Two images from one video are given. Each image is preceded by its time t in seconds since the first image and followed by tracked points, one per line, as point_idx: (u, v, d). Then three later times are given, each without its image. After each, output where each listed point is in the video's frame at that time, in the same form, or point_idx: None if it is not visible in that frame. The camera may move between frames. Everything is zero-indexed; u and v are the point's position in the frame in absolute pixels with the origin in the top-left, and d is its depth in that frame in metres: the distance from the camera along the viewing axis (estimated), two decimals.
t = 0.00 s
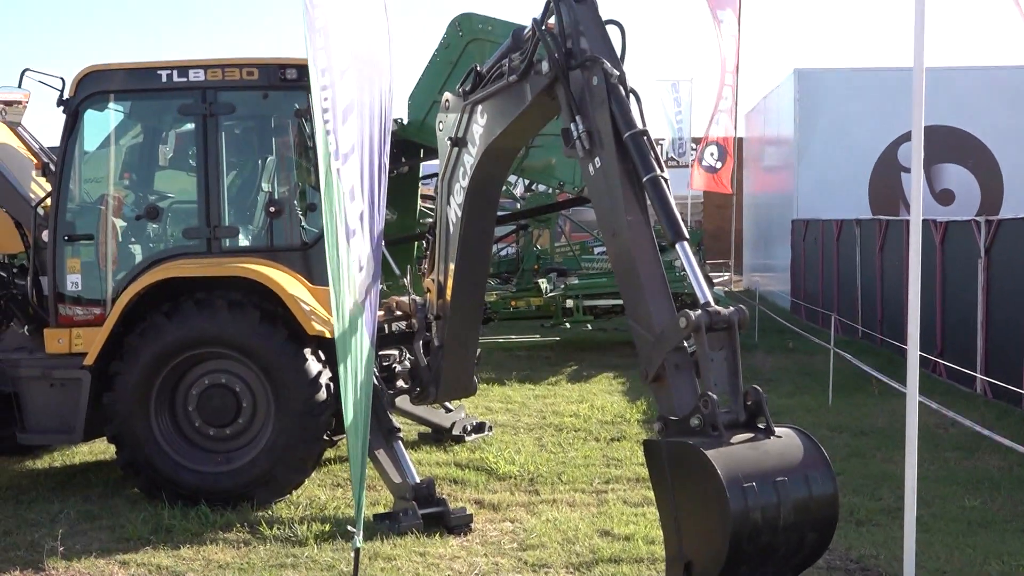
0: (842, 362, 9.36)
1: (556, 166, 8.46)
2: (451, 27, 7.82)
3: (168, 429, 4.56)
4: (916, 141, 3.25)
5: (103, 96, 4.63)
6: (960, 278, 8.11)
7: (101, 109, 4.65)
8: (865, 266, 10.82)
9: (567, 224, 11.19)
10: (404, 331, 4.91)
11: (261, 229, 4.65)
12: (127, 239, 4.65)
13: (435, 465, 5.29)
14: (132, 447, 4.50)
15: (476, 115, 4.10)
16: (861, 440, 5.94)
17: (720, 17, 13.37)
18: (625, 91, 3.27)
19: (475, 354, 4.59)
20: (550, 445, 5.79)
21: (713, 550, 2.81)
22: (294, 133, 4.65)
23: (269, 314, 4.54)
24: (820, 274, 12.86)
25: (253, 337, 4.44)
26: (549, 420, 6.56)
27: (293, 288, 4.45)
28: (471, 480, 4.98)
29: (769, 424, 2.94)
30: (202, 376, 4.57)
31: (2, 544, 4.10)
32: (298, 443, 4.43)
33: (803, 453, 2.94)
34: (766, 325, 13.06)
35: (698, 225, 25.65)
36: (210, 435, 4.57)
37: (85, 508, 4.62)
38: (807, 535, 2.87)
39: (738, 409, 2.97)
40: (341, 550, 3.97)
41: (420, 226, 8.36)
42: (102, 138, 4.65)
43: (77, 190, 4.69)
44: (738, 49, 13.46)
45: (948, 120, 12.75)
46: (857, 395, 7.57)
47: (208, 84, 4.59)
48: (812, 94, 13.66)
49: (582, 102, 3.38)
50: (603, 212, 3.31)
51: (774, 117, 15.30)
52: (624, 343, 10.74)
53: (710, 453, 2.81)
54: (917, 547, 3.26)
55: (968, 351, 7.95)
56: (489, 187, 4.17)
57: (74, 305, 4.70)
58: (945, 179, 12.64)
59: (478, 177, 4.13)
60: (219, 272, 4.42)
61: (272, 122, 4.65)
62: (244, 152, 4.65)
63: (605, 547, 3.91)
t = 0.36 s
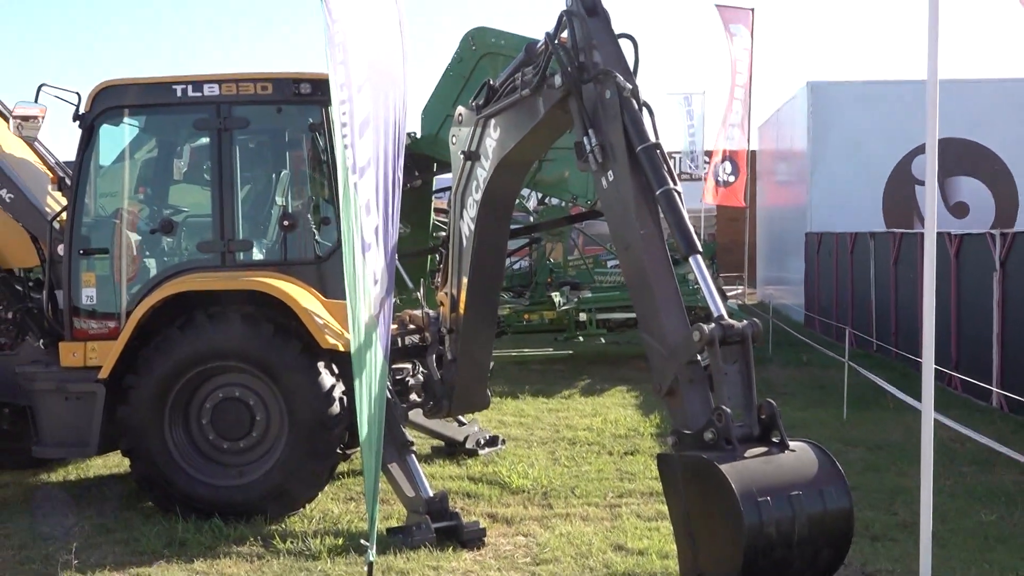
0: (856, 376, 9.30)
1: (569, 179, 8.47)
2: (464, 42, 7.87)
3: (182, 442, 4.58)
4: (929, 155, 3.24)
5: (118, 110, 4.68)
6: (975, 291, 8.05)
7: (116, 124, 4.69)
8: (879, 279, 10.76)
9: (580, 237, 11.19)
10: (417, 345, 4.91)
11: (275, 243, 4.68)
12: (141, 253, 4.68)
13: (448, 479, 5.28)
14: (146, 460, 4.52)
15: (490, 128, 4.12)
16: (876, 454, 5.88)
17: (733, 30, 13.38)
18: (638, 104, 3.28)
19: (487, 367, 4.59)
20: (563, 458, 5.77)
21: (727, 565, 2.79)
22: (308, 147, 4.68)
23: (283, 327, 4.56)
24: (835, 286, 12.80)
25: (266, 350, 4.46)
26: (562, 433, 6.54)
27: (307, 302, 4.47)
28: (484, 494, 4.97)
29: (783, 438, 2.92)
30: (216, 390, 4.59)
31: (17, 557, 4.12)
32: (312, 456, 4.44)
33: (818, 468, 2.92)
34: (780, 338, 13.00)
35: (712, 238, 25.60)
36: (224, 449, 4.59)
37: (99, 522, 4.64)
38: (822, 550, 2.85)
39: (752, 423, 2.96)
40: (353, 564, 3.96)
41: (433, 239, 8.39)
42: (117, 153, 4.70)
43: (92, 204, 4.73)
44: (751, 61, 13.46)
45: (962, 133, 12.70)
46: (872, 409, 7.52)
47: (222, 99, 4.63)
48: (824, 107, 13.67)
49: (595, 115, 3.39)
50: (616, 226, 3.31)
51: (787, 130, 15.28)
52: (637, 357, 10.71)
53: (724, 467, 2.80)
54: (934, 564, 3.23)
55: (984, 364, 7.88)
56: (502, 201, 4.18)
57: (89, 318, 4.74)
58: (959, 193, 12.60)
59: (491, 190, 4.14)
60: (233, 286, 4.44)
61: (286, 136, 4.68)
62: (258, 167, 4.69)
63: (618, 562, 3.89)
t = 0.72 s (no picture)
0: (873, 388, 9.23)
1: (584, 191, 8.48)
2: (479, 54, 7.90)
3: (197, 453, 4.60)
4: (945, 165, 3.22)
5: (135, 123, 4.72)
6: (993, 303, 7.98)
7: (133, 137, 4.73)
8: (896, 290, 10.69)
9: (595, 248, 11.19)
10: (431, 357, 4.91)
11: (291, 254, 4.70)
12: (158, 265, 4.71)
13: (463, 491, 5.27)
14: (162, 472, 4.53)
15: (504, 141, 4.13)
16: (893, 466, 5.83)
17: (748, 41, 13.38)
18: (653, 116, 3.28)
19: (503, 379, 4.60)
20: (579, 470, 5.76)
21: None
22: (323, 159, 4.71)
23: (298, 339, 4.58)
24: (850, 298, 12.73)
25: (282, 362, 4.48)
26: (577, 445, 6.53)
27: (322, 314, 4.49)
28: (499, 506, 4.96)
29: (800, 450, 2.91)
30: (232, 401, 4.61)
31: (34, 568, 4.15)
32: (327, 468, 4.46)
33: (835, 480, 2.90)
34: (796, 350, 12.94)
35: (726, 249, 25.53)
36: (239, 461, 4.60)
37: (115, 533, 4.66)
38: (839, 564, 2.82)
39: (768, 435, 2.94)
40: None
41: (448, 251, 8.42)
42: (134, 165, 4.74)
43: (109, 217, 4.78)
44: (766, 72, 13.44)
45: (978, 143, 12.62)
46: (889, 421, 7.46)
47: (239, 112, 4.66)
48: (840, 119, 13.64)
49: (610, 127, 3.40)
50: (632, 237, 3.31)
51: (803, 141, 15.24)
52: (652, 369, 10.69)
53: (740, 479, 2.79)
54: None
55: (1002, 376, 7.81)
56: (517, 212, 4.19)
57: (105, 330, 4.77)
58: (975, 205, 12.57)
59: (506, 202, 4.15)
60: (249, 298, 4.47)
61: (302, 148, 4.72)
62: (274, 179, 4.72)
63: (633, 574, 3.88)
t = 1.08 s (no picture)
0: (891, 395, 9.16)
1: (600, 198, 8.49)
2: (495, 61, 7.92)
3: (215, 459, 4.62)
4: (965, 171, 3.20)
5: (153, 131, 4.76)
6: (1013, 309, 7.90)
7: (151, 145, 4.77)
8: (914, 297, 10.61)
9: (611, 255, 11.19)
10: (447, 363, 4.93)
11: (308, 262, 4.73)
12: (176, 272, 4.75)
13: (480, 498, 5.27)
14: (180, 478, 4.56)
15: (521, 148, 4.15)
16: (912, 474, 5.78)
17: (765, 48, 13.35)
18: (669, 123, 3.28)
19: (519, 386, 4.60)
20: (595, 478, 5.75)
21: None
22: (340, 167, 4.74)
23: (315, 346, 4.61)
24: (868, 305, 12.64)
25: (300, 369, 4.50)
26: (594, 452, 6.52)
27: (339, 321, 4.51)
28: (515, 513, 4.96)
29: (818, 458, 2.89)
30: (249, 408, 4.63)
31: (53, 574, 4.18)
32: (343, 475, 4.47)
33: (853, 488, 2.88)
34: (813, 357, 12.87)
35: (743, 255, 25.43)
36: (256, 467, 4.63)
37: (133, 539, 4.70)
38: (858, 573, 2.80)
39: (786, 442, 2.93)
40: None
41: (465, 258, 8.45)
42: (152, 173, 4.78)
43: (127, 224, 4.81)
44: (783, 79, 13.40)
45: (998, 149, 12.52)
46: (908, 428, 7.39)
47: (256, 120, 4.70)
48: (857, 125, 13.58)
49: (627, 134, 3.40)
50: (648, 244, 3.31)
51: (820, 148, 15.16)
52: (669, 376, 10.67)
53: (757, 487, 2.78)
54: None
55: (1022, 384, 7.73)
56: (534, 219, 4.19)
57: (124, 338, 4.81)
58: (994, 211, 12.45)
59: (523, 209, 4.15)
60: (267, 305, 4.50)
61: (319, 156, 4.75)
62: (291, 187, 4.75)
63: None
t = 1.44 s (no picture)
0: (906, 402, 9.10)
1: (614, 205, 8.49)
2: (509, 67, 7.94)
3: (229, 466, 4.64)
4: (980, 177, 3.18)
5: (168, 139, 4.78)
6: None
7: (166, 152, 4.80)
8: (929, 304, 10.54)
9: (625, 261, 11.18)
10: (462, 370, 4.88)
11: (322, 269, 4.75)
12: (191, 279, 4.78)
13: (493, 505, 5.27)
14: (194, 485, 4.57)
15: (535, 154, 4.15)
16: (927, 481, 5.74)
17: (779, 54, 13.33)
18: (683, 129, 3.27)
19: (533, 393, 4.61)
20: (609, 484, 5.73)
21: None
22: (355, 174, 4.76)
23: (330, 353, 4.62)
24: (883, 311, 12.57)
25: (315, 376, 4.52)
26: (608, 459, 6.50)
27: (353, 327, 4.53)
28: (529, 520, 4.95)
29: (833, 465, 2.88)
30: (263, 414, 4.65)
31: None
32: (357, 482, 4.48)
33: (869, 494, 2.86)
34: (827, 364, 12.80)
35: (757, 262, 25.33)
36: (271, 473, 4.65)
37: (148, 546, 4.71)
38: None
39: (801, 449, 2.92)
40: None
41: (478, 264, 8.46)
42: (167, 180, 4.80)
43: (142, 231, 4.84)
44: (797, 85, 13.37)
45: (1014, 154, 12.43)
46: (923, 435, 7.34)
47: (270, 127, 4.72)
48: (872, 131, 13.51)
49: (641, 140, 3.39)
50: (662, 250, 3.30)
51: (835, 153, 15.09)
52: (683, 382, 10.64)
53: (773, 494, 2.76)
54: None
55: None
56: (548, 225, 4.20)
57: (140, 345, 4.85)
58: (1010, 217, 12.36)
59: (537, 215, 4.16)
60: (282, 312, 4.53)
61: (333, 163, 4.77)
62: (306, 194, 4.78)
63: None
